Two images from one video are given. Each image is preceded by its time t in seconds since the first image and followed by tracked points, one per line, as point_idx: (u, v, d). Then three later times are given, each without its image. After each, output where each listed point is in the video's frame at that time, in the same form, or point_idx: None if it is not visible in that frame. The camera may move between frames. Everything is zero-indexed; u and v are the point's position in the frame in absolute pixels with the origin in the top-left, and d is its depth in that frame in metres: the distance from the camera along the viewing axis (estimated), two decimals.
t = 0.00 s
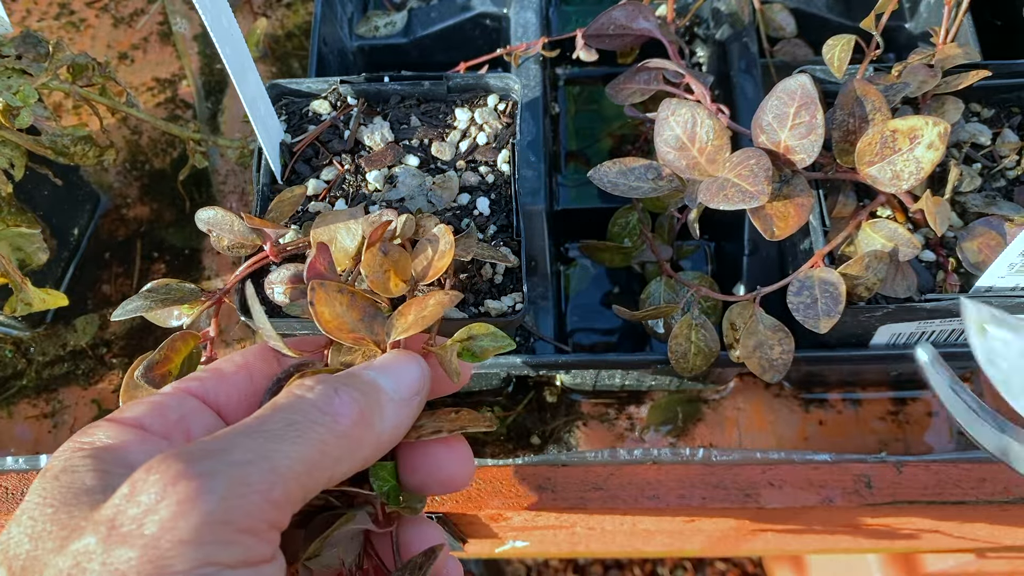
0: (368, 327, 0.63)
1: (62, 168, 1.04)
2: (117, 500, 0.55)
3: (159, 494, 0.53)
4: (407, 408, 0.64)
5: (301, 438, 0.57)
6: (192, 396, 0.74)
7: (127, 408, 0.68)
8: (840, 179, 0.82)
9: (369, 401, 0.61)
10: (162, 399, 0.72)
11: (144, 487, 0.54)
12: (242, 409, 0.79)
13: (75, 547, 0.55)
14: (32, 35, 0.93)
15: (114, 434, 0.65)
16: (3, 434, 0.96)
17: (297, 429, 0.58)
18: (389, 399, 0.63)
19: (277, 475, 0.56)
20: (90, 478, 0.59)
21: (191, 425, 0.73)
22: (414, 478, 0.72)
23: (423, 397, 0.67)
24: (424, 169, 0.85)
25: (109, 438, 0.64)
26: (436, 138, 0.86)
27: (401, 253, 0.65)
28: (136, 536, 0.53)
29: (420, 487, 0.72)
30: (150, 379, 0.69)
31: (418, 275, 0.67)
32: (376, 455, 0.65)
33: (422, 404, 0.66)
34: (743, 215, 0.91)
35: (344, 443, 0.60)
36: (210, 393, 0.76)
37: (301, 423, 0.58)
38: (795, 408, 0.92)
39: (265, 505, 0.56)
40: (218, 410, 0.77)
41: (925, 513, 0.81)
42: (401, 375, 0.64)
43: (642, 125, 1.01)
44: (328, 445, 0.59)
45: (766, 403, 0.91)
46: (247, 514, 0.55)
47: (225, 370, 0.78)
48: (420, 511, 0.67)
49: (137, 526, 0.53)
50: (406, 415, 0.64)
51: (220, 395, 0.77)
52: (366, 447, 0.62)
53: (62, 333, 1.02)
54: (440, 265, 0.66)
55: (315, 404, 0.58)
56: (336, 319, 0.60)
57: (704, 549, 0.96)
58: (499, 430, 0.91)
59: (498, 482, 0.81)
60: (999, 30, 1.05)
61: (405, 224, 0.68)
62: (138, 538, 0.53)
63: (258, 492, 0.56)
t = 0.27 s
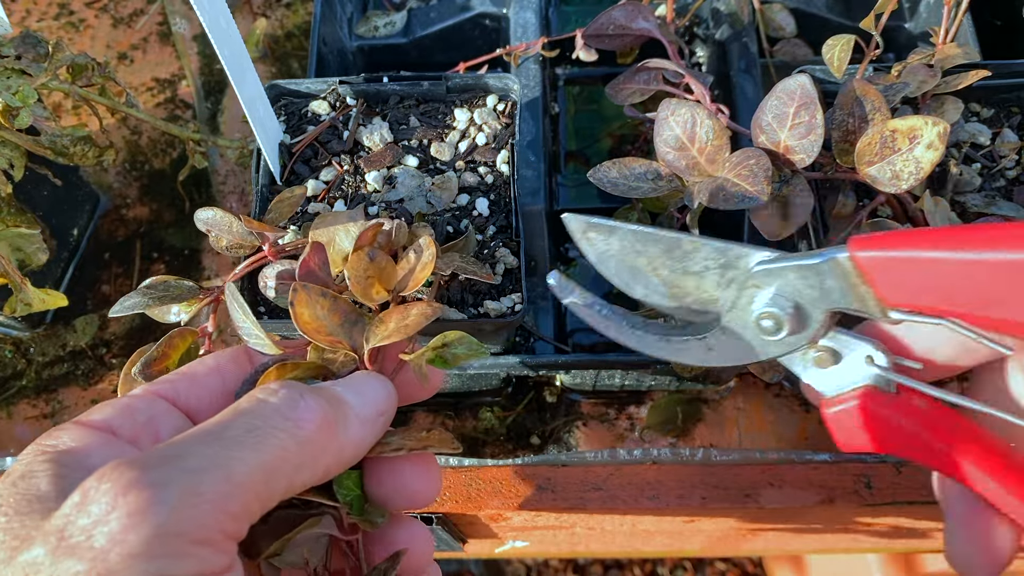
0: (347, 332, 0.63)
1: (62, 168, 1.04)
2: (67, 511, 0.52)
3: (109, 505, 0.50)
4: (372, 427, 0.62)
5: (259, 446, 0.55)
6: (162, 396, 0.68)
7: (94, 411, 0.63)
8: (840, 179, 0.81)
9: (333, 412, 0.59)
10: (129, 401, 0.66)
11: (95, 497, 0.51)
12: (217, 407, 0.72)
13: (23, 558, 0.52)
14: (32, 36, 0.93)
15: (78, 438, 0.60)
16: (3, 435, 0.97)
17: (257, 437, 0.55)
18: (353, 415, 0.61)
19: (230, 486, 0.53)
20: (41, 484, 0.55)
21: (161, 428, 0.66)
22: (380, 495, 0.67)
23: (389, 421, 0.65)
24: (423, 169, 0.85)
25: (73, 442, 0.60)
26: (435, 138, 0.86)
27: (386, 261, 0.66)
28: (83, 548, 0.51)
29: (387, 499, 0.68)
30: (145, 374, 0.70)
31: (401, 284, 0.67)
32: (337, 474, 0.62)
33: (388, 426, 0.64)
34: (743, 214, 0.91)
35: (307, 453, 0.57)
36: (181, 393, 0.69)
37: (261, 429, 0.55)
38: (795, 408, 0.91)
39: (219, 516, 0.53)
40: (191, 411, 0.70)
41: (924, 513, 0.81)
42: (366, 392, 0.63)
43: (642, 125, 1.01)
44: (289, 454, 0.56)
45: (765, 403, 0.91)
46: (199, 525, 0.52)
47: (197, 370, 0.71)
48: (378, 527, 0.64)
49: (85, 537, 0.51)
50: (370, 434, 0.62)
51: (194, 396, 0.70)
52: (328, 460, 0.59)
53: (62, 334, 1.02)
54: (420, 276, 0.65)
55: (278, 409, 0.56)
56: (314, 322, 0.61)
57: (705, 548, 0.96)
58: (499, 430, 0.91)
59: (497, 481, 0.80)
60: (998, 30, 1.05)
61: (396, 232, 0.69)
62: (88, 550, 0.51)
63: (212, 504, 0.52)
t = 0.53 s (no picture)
0: (334, 335, 0.62)
1: (61, 168, 1.04)
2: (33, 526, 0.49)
3: (78, 523, 0.47)
4: (349, 442, 0.59)
5: (233, 463, 0.52)
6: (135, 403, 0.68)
7: (65, 417, 0.63)
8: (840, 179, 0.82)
9: (309, 428, 0.56)
10: (104, 407, 0.66)
11: (63, 514, 0.48)
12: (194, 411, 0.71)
13: None
14: (31, 36, 0.92)
15: (49, 443, 0.59)
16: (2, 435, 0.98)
17: (230, 454, 0.52)
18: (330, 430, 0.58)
19: (203, 502, 0.51)
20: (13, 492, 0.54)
21: (134, 436, 0.66)
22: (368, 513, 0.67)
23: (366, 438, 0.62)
24: (422, 169, 0.85)
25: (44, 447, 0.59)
26: (434, 139, 0.86)
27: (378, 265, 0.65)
28: (51, 566, 0.48)
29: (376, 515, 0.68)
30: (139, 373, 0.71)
31: (391, 289, 0.66)
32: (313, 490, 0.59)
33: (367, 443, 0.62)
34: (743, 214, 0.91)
35: (281, 469, 0.55)
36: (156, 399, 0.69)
37: (235, 446, 0.53)
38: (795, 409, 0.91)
39: (190, 534, 0.50)
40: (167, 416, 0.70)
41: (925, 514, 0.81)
42: (341, 406, 0.60)
43: (641, 125, 1.01)
44: (263, 470, 0.54)
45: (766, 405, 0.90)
46: (169, 544, 0.50)
47: (172, 375, 0.70)
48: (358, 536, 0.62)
49: (53, 554, 0.48)
50: (347, 449, 0.59)
51: (173, 404, 0.70)
52: (304, 476, 0.57)
53: (62, 334, 1.02)
54: (410, 282, 0.64)
55: (252, 425, 0.54)
56: (300, 325, 0.60)
57: (705, 548, 0.96)
58: (499, 431, 0.90)
59: (497, 482, 0.80)
60: (998, 29, 1.05)
61: (394, 235, 0.69)
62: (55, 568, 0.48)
63: (184, 521, 0.50)
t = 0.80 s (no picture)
0: (333, 336, 0.62)
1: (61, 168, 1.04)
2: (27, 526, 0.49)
3: (74, 522, 0.47)
4: (341, 444, 0.59)
5: (226, 462, 0.52)
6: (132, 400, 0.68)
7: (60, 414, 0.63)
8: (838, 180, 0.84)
9: (300, 428, 0.56)
10: (99, 406, 0.66)
11: (57, 514, 0.48)
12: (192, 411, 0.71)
13: None
14: (31, 36, 0.92)
15: (45, 442, 0.59)
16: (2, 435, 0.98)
17: (222, 454, 0.52)
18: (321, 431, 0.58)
19: (198, 501, 0.50)
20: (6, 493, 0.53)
21: (130, 433, 0.66)
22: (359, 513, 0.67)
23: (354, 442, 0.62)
24: (421, 169, 0.85)
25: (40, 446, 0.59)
26: (433, 138, 0.86)
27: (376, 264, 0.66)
28: (44, 566, 0.48)
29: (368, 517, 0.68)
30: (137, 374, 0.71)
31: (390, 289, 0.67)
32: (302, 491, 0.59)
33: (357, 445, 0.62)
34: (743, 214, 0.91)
35: (273, 469, 0.54)
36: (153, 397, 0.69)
37: (227, 445, 0.52)
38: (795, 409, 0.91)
39: (186, 533, 0.50)
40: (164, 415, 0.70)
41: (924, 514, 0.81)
42: (332, 406, 0.59)
43: (642, 125, 1.01)
44: (255, 471, 0.53)
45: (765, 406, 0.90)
46: (164, 542, 0.49)
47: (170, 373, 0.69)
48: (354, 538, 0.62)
49: (47, 555, 0.48)
50: (338, 449, 0.59)
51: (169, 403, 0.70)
52: (294, 477, 0.56)
53: (61, 334, 1.02)
54: (410, 284, 0.65)
55: (242, 425, 0.53)
56: (298, 325, 0.60)
57: (704, 548, 0.96)
58: (499, 430, 0.90)
59: (499, 482, 0.80)
60: (999, 29, 1.05)
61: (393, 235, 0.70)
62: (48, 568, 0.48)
63: (179, 520, 0.50)
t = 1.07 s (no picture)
0: (335, 344, 0.61)
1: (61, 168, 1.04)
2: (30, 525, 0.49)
3: (78, 520, 0.47)
4: (341, 449, 0.59)
5: (227, 464, 0.52)
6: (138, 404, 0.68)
7: (66, 416, 0.63)
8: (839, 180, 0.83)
9: (300, 433, 0.56)
10: (105, 407, 0.66)
11: (62, 512, 0.48)
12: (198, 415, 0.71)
13: None
14: (31, 36, 0.92)
15: (51, 444, 0.59)
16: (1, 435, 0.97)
17: (223, 457, 0.52)
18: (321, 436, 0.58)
19: (201, 503, 0.50)
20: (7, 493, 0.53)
21: (136, 437, 0.66)
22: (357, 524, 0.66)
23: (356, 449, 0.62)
24: (422, 169, 0.85)
25: (46, 447, 0.59)
26: (434, 138, 0.86)
27: (377, 270, 0.66)
28: (49, 565, 0.48)
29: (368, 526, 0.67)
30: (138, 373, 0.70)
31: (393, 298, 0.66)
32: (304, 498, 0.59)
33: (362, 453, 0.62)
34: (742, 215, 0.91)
35: (273, 474, 0.54)
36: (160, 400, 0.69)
37: (228, 449, 0.52)
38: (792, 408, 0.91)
39: (190, 533, 0.50)
40: (171, 419, 0.69)
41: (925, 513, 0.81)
42: (332, 413, 0.59)
43: (643, 124, 1.01)
44: (256, 475, 0.53)
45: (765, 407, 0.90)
46: (168, 542, 0.49)
47: (176, 376, 0.69)
48: (354, 546, 0.63)
49: (51, 553, 0.48)
50: (339, 455, 0.59)
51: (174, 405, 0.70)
52: (295, 482, 0.56)
53: (61, 334, 1.02)
54: (415, 294, 0.64)
55: (241, 429, 0.53)
56: (301, 334, 0.60)
57: (704, 548, 0.96)
58: (499, 431, 0.90)
59: (498, 482, 0.80)
60: (998, 29, 1.05)
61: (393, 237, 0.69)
62: (51, 568, 0.48)
63: (183, 520, 0.50)
